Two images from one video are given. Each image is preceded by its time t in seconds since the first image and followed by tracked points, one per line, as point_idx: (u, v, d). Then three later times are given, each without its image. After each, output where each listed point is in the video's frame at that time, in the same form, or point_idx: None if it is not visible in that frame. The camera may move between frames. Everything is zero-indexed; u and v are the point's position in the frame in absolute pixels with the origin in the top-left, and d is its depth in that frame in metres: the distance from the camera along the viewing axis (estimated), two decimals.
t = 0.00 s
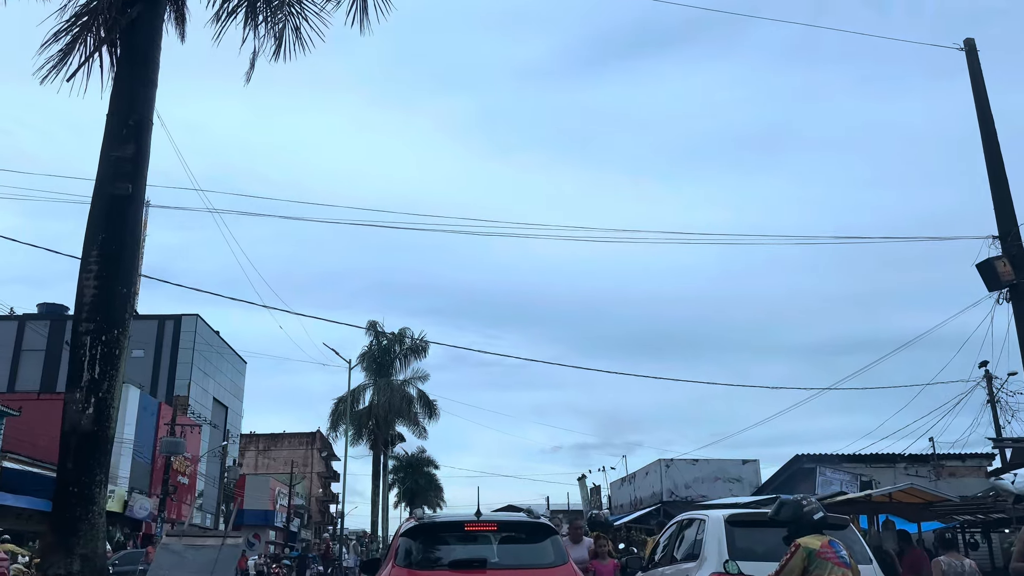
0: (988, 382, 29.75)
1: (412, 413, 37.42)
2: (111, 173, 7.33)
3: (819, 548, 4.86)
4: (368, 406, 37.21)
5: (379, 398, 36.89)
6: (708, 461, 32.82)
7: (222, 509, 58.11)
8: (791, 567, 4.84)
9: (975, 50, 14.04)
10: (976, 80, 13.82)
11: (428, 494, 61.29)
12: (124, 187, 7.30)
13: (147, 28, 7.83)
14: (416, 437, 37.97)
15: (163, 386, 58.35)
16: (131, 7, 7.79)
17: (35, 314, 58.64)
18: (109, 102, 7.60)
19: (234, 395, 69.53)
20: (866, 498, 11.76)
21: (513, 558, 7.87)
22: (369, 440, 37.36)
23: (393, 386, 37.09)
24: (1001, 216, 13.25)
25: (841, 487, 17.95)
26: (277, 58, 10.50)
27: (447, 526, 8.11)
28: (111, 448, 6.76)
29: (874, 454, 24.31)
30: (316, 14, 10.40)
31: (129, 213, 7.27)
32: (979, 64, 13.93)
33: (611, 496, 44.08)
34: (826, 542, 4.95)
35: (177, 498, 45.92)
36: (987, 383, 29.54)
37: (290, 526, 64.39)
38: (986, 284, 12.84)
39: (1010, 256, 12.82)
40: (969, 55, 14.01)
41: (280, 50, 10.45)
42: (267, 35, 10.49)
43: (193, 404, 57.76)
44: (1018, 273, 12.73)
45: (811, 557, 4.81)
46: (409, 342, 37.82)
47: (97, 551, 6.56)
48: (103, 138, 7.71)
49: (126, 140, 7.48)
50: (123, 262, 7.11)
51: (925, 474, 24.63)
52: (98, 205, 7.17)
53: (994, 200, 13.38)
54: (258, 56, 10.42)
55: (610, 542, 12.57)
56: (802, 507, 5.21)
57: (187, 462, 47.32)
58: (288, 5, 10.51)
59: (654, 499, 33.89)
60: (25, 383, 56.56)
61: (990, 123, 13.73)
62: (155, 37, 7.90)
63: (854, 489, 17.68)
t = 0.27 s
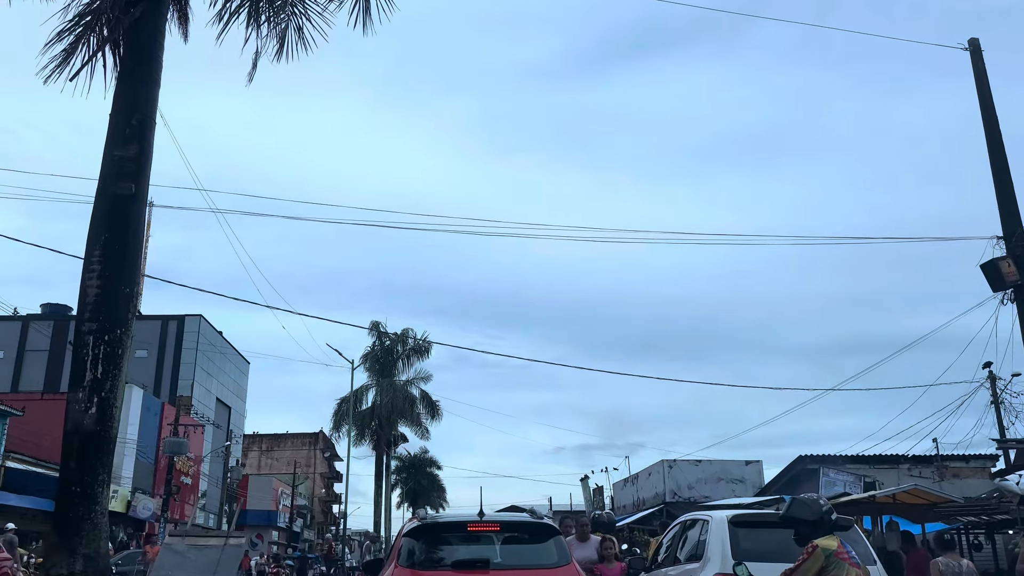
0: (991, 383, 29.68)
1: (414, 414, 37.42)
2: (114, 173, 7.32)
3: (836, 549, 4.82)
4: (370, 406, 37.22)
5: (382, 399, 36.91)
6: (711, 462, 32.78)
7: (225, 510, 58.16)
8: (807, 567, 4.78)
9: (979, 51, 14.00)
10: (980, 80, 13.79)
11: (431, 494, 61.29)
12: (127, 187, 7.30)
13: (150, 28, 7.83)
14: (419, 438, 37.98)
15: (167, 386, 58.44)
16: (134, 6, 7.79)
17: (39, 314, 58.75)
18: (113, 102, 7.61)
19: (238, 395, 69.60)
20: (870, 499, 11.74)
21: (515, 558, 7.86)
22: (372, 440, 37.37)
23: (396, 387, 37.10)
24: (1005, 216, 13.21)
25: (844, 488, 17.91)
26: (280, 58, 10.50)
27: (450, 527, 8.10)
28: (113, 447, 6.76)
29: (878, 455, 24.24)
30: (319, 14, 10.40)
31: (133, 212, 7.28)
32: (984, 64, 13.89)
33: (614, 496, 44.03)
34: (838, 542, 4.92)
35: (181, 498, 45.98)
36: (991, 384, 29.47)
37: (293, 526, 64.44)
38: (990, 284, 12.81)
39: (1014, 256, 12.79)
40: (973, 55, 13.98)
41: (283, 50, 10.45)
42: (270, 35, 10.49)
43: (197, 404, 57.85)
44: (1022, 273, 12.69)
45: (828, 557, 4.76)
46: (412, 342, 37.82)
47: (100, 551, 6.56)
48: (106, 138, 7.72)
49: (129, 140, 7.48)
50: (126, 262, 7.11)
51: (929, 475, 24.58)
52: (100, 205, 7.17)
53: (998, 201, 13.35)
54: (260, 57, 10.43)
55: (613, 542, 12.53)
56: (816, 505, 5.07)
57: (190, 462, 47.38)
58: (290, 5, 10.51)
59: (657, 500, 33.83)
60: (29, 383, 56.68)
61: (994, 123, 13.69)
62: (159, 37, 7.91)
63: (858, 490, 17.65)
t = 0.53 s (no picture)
0: (994, 384, 29.62)
1: (416, 414, 37.41)
2: (115, 172, 7.32)
3: (841, 551, 4.80)
4: (372, 406, 37.23)
5: (384, 399, 36.90)
6: (713, 462, 32.75)
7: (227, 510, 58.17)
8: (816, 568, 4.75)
9: (982, 51, 13.97)
10: (983, 80, 13.77)
11: (433, 495, 61.23)
12: (128, 186, 7.30)
13: (152, 27, 7.83)
14: (420, 438, 37.97)
15: (168, 386, 58.49)
16: (135, 6, 7.77)
17: (41, 314, 58.78)
18: (114, 102, 7.61)
19: (239, 395, 69.64)
20: (872, 499, 11.71)
21: (516, 558, 7.85)
22: (373, 441, 37.36)
23: (397, 387, 37.09)
24: (1009, 216, 13.16)
25: (846, 488, 17.88)
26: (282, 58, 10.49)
27: (451, 527, 8.08)
28: (114, 447, 6.75)
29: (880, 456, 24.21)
30: (321, 14, 10.39)
31: (134, 211, 7.28)
32: (986, 64, 13.87)
33: (615, 496, 44.00)
34: (845, 543, 4.88)
35: (182, 498, 46.00)
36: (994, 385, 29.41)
37: (294, 526, 64.48)
38: (993, 284, 12.79)
39: (1016, 256, 12.76)
40: (976, 55, 13.95)
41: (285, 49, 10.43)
42: (271, 35, 10.47)
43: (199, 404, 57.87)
44: None
45: (834, 557, 4.73)
46: (413, 342, 37.82)
47: (101, 551, 6.54)
48: (107, 137, 7.72)
49: (130, 139, 7.47)
50: (128, 263, 7.11)
51: (931, 476, 24.54)
52: (101, 205, 7.16)
53: (1002, 201, 13.31)
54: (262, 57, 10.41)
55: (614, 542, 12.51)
56: (820, 505, 5.03)
57: (191, 462, 47.40)
58: (292, 5, 10.50)
59: (659, 501, 33.80)
60: (31, 383, 56.74)
61: (997, 123, 13.66)
62: (160, 36, 7.90)
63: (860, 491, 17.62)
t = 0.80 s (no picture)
0: (995, 384, 29.60)
1: (417, 414, 37.39)
2: (115, 171, 7.30)
3: (842, 552, 4.73)
4: (373, 406, 37.20)
5: (384, 399, 36.89)
6: (714, 463, 32.73)
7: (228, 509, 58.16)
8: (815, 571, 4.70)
9: (984, 51, 13.95)
10: (984, 81, 13.75)
11: (433, 495, 61.22)
12: (128, 185, 7.29)
13: (153, 26, 7.82)
14: (421, 438, 37.96)
15: (169, 385, 58.49)
16: (136, 4, 7.76)
17: (42, 314, 58.78)
18: (114, 100, 7.60)
19: (240, 395, 69.66)
20: (872, 499, 11.69)
21: (516, 558, 7.83)
22: (374, 441, 37.33)
23: (398, 387, 37.08)
24: (1011, 217, 13.14)
25: (847, 489, 17.85)
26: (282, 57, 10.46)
27: (451, 527, 8.07)
28: (114, 446, 6.74)
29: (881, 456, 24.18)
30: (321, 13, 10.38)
31: (133, 210, 7.26)
32: (988, 64, 13.85)
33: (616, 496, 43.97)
34: (850, 544, 4.79)
35: (183, 498, 45.97)
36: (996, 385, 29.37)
37: (295, 526, 64.50)
38: (994, 285, 12.77)
39: (1017, 256, 12.74)
40: (977, 55, 13.93)
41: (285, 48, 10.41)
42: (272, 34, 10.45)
43: (199, 404, 57.88)
44: None
45: (833, 559, 4.68)
46: (414, 342, 37.81)
47: (100, 549, 6.53)
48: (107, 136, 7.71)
49: (131, 138, 7.46)
50: (127, 262, 7.09)
51: (932, 477, 24.52)
52: (101, 203, 7.15)
53: (1004, 201, 13.29)
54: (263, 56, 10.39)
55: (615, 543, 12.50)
56: (816, 507, 4.97)
57: (192, 462, 47.39)
58: (293, 4, 10.48)
59: (659, 501, 33.79)
60: (32, 382, 56.76)
61: (998, 123, 13.64)
62: (161, 35, 7.89)
63: (861, 492, 17.59)
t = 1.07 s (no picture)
0: (996, 387, 29.57)
1: (416, 414, 37.35)
2: (115, 171, 7.29)
3: (837, 556, 4.61)
4: (372, 407, 37.17)
5: (384, 399, 36.86)
6: (714, 465, 32.70)
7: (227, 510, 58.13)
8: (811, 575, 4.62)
9: (985, 53, 13.93)
10: (986, 83, 13.74)
11: (433, 495, 61.21)
12: (128, 184, 7.28)
13: (153, 25, 7.81)
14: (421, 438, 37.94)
15: (169, 385, 58.46)
16: (136, 4, 7.74)
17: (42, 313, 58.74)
18: (114, 100, 7.58)
19: (240, 395, 69.66)
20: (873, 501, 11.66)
21: (516, 559, 7.81)
22: (374, 441, 37.28)
23: (398, 388, 37.04)
24: (1011, 219, 13.13)
25: (848, 491, 17.81)
26: (283, 57, 10.44)
27: (451, 527, 8.05)
28: (113, 446, 6.72)
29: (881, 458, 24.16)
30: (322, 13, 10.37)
31: (133, 210, 7.24)
32: (989, 67, 13.83)
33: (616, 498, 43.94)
34: (848, 548, 4.68)
35: (182, 498, 45.92)
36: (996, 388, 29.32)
37: (295, 526, 64.46)
38: (995, 287, 12.73)
39: (1018, 259, 12.73)
40: (979, 57, 13.91)
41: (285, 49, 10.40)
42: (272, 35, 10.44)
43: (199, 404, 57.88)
44: None
45: (828, 563, 4.59)
46: (414, 343, 37.79)
47: (98, 549, 6.51)
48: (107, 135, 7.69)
49: (130, 137, 7.45)
50: (127, 262, 7.08)
51: (932, 479, 24.50)
52: (101, 203, 7.14)
53: (1005, 204, 13.27)
54: (264, 56, 10.37)
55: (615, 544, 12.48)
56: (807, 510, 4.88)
57: (191, 462, 47.33)
58: (294, 4, 10.47)
59: (659, 503, 33.76)
60: (32, 382, 56.73)
61: (999, 125, 13.62)
62: (161, 34, 7.88)
63: (861, 494, 17.56)
